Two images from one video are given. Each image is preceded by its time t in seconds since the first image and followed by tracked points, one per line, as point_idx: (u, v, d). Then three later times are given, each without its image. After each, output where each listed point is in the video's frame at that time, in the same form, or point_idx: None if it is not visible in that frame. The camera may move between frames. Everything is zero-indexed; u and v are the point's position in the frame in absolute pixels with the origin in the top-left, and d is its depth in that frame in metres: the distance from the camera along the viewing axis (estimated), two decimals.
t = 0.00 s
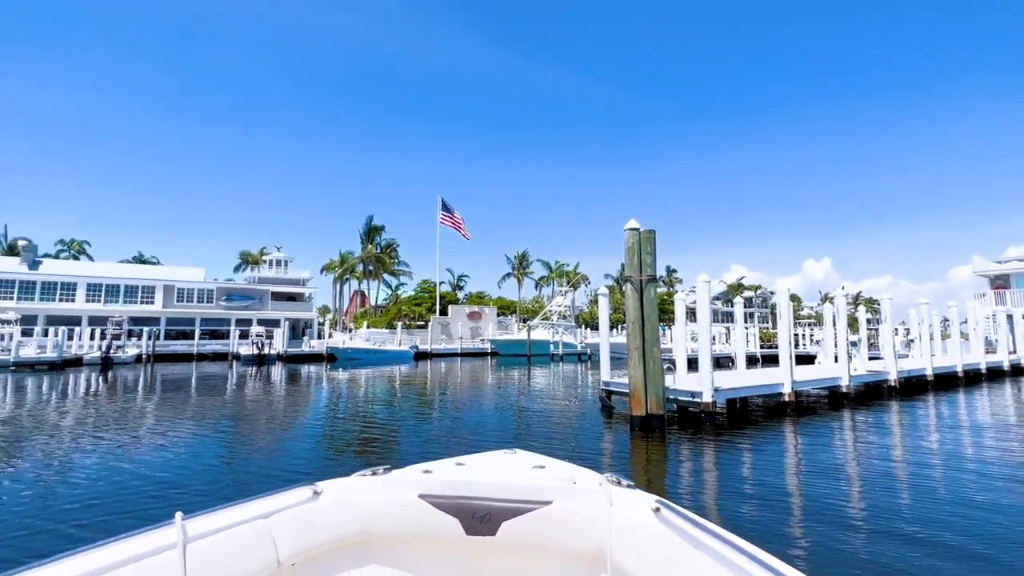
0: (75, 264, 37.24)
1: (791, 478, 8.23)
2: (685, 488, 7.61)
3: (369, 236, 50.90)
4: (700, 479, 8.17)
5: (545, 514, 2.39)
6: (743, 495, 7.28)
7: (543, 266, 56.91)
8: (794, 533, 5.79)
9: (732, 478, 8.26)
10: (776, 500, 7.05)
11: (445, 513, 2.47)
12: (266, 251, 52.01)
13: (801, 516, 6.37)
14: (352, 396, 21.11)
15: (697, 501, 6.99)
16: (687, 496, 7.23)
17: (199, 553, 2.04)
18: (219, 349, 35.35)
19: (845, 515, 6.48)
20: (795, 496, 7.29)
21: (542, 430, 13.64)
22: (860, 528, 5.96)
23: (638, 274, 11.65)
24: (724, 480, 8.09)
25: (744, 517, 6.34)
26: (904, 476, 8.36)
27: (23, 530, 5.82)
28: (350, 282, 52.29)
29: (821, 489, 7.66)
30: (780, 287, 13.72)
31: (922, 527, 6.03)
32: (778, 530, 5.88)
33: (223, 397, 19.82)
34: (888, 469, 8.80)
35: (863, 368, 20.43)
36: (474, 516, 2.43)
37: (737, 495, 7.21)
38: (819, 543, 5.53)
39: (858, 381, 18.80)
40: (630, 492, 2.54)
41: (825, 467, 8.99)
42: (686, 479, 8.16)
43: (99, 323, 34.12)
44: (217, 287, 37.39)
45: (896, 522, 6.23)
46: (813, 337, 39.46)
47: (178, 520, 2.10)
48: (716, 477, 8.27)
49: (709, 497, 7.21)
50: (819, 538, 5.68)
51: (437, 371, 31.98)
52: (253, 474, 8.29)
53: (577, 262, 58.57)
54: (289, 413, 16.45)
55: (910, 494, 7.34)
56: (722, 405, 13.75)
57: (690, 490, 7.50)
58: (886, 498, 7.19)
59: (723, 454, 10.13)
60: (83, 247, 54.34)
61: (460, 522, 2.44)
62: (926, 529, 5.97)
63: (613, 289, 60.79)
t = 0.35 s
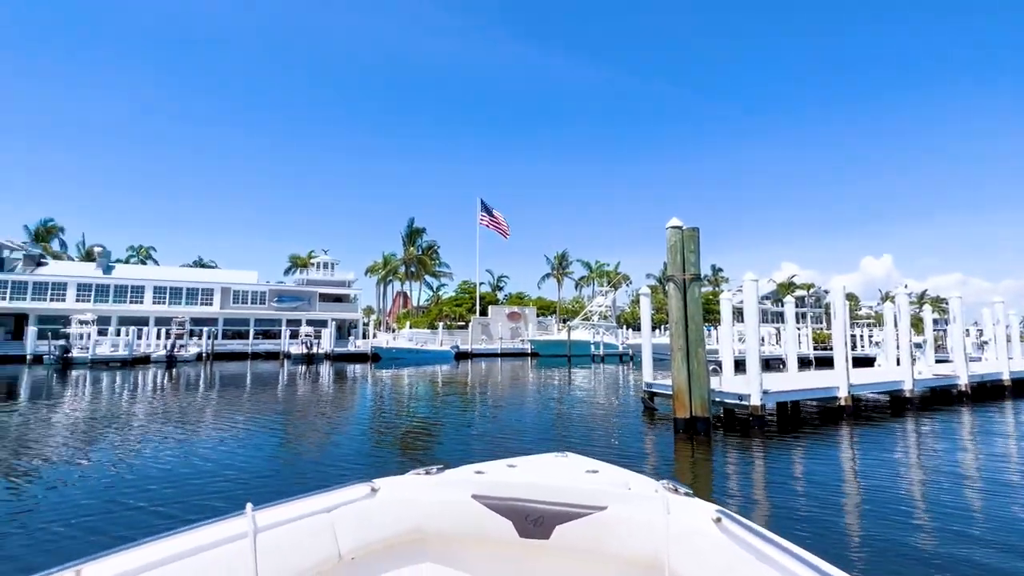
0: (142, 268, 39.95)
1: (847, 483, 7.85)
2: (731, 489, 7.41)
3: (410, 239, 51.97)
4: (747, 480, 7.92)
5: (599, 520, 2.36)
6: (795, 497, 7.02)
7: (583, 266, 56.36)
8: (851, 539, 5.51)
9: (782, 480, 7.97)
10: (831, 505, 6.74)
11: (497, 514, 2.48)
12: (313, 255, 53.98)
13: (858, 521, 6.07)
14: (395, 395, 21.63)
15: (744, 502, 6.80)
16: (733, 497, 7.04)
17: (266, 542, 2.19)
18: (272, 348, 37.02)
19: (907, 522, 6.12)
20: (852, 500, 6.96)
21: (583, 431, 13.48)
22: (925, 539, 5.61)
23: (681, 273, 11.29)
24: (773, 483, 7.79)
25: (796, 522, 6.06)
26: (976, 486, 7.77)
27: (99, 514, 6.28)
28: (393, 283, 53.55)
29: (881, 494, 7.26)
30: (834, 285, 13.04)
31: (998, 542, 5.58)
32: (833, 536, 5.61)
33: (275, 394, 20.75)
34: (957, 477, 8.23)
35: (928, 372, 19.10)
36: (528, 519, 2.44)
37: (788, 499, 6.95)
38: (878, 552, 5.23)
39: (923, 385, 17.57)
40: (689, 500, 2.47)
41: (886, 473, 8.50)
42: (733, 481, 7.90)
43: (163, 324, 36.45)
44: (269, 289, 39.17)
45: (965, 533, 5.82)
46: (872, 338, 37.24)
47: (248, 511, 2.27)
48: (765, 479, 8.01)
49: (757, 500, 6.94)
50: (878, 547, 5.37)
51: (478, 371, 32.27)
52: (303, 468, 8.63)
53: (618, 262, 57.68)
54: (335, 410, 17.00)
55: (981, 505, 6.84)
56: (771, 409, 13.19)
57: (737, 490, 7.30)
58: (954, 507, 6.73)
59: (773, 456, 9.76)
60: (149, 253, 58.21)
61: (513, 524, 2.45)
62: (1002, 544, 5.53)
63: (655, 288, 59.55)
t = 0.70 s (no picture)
0: (200, 272, 42.31)
1: (910, 493, 7.38)
2: (781, 495, 7.13)
3: (449, 240, 52.68)
4: (797, 487, 7.61)
5: (652, 527, 2.29)
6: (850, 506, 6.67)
7: (622, 265, 55.50)
8: (915, 553, 5.16)
9: (835, 488, 7.60)
10: (892, 514, 6.36)
11: (546, 516, 2.46)
12: (356, 257, 55.56)
13: (922, 534, 5.70)
14: (436, 394, 21.96)
15: (795, 509, 6.53)
16: (782, 503, 6.77)
17: (323, 535, 2.26)
18: (318, 347, 38.36)
19: (979, 536, 5.69)
20: (914, 511, 6.55)
21: (623, 433, 13.26)
22: (1000, 555, 5.20)
23: (725, 272, 10.76)
24: (826, 491, 7.42)
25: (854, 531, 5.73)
26: None
27: (162, 502, 6.68)
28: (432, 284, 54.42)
29: (948, 506, 6.80)
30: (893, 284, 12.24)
31: None
32: (893, 547, 5.29)
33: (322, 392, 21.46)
34: None
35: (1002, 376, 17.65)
36: (578, 522, 2.40)
37: (842, 507, 6.62)
38: (947, 567, 4.87)
39: (996, 391, 16.27)
40: (749, 510, 2.35)
41: (955, 484, 7.93)
42: (782, 488, 7.56)
43: (219, 324, 38.46)
44: (315, 291, 40.61)
45: None
46: (937, 339, 34.79)
47: (307, 504, 2.35)
48: (817, 486, 7.66)
49: (809, 508, 6.63)
50: (947, 562, 5.01)
51: (517, 371, 32.29)
52: (348, 464, 8.88)
53: (659, 261, 56.45)
54: (378, 409, 17.44)
55: None
56: (824, 414, 12.53)
57: (787, 497, 7.02)
58: None
59: (827, 463, 9.31)
60: (206, 257, 61.59)
61: (563, 527, 2.42)
62: None
63: (698, 287, 57.86)
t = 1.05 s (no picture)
0: (249, 274, 44.27)
1: (976, 503, 6.92)
2: (830, 501, 6.85)
3: (485, 241, 53.04)
4: (849, 492, 7.29)
5: (706, 532, 2.23)
6: (908, 514, 6.34)
7: (660, 264, 54.37)
8: (982, 568, 4.81)
9: (891, 494, 7.23)
10: (955, 525, 5.98)
11: (593, 517, 2.44)
12: (395, 259, 56.74)
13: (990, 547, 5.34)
14: (473, 394, 22.12)
15: (845, 515, 6.26)
16: (832, 509, 6.51)
17: (372, 531, 2.31)
18: (359, 347, 39.42)
19: None
20: (980, 521, 6.15)
21: (662, 435, 12.99)
22: None
23: (768, 271, 10.22)
24: (884, 498, 7.01)
25: (914, 539, 5.42)
26: None
27: (216, 492, 7.03)
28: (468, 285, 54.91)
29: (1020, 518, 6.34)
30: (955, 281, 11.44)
31: None
32: (956, 560, 4.98)
33: (363, 391, 22.03)
34: None
35: None
36: (626, 525, 2.36)
37: (899, 515, 6.29)
38: None
39: None
40: (810, 519, 2.24)
41: None
42: (832, 493, 7.28)
43: (266, 324, 40.13)
44: (355, 292, 41.74)
45: None
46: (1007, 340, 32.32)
47: (357, 498, 2.42)
48: (871, 493, 7.31)
49: (864, 515, 6.31)
50: None
51: (553, 372, 32.14)
52: (388, 462, 9.06)
53: (699, 259, 54.96)
54: (416, 407, 17.78)
55: None
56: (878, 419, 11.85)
57: (837, 503, 6.73)
58: None
59: (881, 469, 8.85)
60: (254, 261, 64.40)
61: (611, 529, 2.39)
62: None
63: (741, 286, 56.02)
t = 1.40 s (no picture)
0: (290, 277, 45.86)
1: None
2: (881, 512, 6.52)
3: (517, 242, 53.14)
4: (902, 505, 6.92)
5: (759, 542, 2.16)
6: (968, 529, 5.96)
7: (697, 263, 53.09)
8: None
9: (949, 508, 6.82)
10: None
11: (639, 522, 2.41)
12: (429, 261, 57.61)
13: None
14: (506, 395, 22.15)
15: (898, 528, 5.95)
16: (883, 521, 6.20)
17: (421, 529, 2.36)
18: (394, 347, 40.17)
19: None
20: None
21: (700, 439, 12.67)
22: None
23: (813, 270, 9.70)
24: (940, 511, 6.64)
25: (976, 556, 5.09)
26: None
27: (263, 487, 7.33)
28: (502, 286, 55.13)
29: None
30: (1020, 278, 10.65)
31: None
32: None
33: (400, 391, 22.49)
34: None
35: None
36: (676, 531, 2.32)
37: (958, 530, 5.92)
38: None
39: None
40: (875, 532, 2.12)
41: None
42: (883, 504, 6.93)
43: (307, 325, 41.44)
44: (391, 293, 42.57)
45: None
46: None
47: (405, 497, 2.47)
48: (926, 505, 6.92)
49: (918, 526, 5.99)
50: None
51: (587, 373, 31.86)
52: (424, 461, 9.18)
53: (738, 258, 53.34)
54: (451, 407, 18.01)
55: None
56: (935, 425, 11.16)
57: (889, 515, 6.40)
58: None
59: (939, 479, 8.34)
60: (295, 264, 66.67)
61: (659, 534, 2.35)
62: None
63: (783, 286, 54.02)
